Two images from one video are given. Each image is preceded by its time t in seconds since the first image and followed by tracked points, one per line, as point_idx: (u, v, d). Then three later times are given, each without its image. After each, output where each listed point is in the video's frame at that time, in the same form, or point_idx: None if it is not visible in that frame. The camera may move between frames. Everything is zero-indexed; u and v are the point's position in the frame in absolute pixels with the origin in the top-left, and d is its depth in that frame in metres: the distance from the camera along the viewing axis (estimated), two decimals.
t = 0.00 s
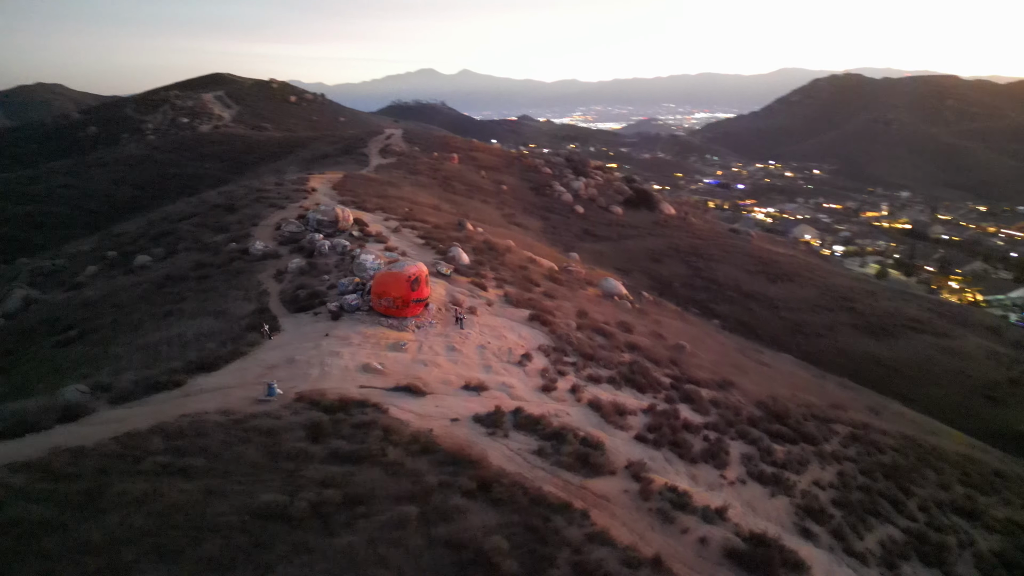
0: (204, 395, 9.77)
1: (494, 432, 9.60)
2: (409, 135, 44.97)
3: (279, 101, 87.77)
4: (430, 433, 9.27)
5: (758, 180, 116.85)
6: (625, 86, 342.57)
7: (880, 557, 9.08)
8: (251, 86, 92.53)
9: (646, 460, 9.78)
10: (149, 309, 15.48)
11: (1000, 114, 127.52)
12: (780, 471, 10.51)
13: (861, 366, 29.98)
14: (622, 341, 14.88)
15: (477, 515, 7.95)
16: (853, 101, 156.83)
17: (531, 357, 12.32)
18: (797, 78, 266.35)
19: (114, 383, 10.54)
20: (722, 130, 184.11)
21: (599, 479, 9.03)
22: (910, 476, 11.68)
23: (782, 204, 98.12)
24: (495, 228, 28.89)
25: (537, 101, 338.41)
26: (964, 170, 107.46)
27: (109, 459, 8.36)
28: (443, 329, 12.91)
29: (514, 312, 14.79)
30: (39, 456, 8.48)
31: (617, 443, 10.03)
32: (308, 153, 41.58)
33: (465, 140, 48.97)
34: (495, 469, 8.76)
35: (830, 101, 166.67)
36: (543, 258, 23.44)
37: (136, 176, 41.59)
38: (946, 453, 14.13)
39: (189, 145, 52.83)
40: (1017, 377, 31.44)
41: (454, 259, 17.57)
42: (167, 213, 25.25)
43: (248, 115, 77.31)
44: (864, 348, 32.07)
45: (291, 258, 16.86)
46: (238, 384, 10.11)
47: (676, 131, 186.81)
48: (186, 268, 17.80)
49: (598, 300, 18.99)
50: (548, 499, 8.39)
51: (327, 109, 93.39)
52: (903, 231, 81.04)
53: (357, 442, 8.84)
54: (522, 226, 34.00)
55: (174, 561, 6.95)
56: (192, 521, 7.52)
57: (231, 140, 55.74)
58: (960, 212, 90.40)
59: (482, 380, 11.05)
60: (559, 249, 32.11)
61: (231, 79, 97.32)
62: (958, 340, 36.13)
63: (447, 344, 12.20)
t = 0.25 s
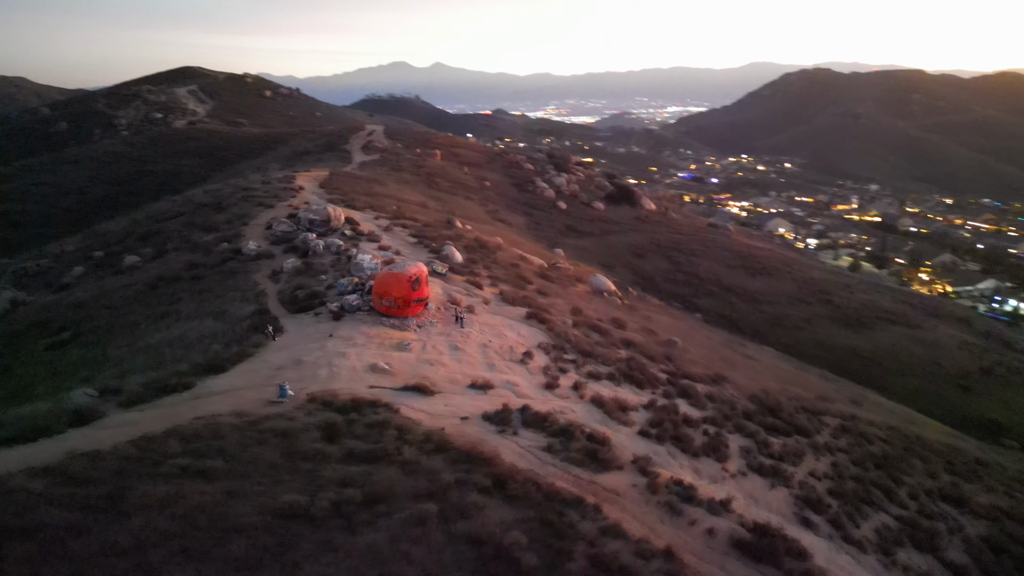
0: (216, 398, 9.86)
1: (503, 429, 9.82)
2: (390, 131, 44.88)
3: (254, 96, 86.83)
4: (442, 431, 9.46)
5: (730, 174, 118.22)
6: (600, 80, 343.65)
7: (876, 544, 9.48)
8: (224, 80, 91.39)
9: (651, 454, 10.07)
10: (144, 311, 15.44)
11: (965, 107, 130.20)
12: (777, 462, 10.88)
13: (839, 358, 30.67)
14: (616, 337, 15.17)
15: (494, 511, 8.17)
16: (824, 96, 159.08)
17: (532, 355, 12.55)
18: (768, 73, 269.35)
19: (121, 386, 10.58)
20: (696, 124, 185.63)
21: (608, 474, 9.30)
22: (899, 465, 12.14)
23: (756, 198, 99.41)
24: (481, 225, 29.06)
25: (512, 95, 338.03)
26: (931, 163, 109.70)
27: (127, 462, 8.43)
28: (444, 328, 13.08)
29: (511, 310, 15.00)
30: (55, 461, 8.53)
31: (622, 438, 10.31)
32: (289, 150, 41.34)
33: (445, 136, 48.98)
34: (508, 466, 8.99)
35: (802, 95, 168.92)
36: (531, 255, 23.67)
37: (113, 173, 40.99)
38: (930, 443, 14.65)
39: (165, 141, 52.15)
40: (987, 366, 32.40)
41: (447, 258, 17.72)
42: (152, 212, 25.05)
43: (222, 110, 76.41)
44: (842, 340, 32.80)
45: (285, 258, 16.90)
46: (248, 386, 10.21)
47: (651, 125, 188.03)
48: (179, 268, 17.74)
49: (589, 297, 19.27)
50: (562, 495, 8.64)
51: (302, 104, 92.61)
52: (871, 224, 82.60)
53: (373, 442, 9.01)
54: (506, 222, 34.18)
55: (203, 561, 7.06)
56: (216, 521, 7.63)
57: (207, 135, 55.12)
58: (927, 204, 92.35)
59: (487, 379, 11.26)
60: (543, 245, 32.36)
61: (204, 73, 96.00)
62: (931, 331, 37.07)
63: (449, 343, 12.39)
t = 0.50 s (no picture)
0: (227, 400, 9.95)
1: (512, 427, 10.04)
2: (372, 127, 44.78)
3: (229, 90, 85.81)
4: (453, 430, 9.66)
5: (704, 168, 119.33)
6: (574, 73, 344.20)
7: (871, 532, 9.87)
8: (197, 73, 90.15)
9: (655, 449, 10.36)
10: (140, 312, 15.42)
11: (933, 101, 132.73)
12: (774, 455, 11.24)
13: (818, 350, 31.35)
14: (611, 334, 15.45)
15: (509, 507, 8.39)
16: (795, 90, 161.13)
17: (533, 353, 12.78)
18: (741, 67, 271.83)
19: (128, 389, 10.62)
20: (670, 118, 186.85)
21: (616, 469, 9.58)
22: (888, 456, 12.58)
23: (731, 192, 100.57)
24: (466, 222, 29.18)
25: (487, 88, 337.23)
26: (899, 157, 111.82)
27: (145, 465, 8.51)
28: (445, 327, 13.25)
29: (508, 308, 15.20)
30: (72, 466, 8.58)
31: (626, 433, 10.59)
32: (270, 146, 41.07)
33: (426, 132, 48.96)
34: (520, 463, 9.21)
35: (774, 90, 170.86)
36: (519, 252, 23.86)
37: (89, 170, 40.38)
38: (914, 433, 15.16)
39: (140, 137, 51.43)
40: (960, 357, 33.33)
41: (441, 257, 17.85)
42: (137, 211, 24.84)
43: (197, 105, 75.44)
44: (821, 332, 33.50)
45: (279, 258, 16.93)
46: (258, 388, 10.31)
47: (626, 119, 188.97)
48: (171, 268, 17.69)
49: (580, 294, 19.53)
50: (573, 490, 8.89)
51: (277, 98, 91.72)
52: (842, 217, 84.09)
53: (387, 441, 9.17)
54: (490, 219, 34.34)
55: (231, 560, 7.18)
56: (238, 521, 7.75)
57: (184, 131, 54.46)
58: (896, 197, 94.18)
59: (491, 377, 11.47)
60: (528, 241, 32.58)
61: (175, 66, 94.54)
62: (904, 323, 38.00)
63: (452, 342, 12.57)
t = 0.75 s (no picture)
0: (238, 402, 10.04)
1: (519, 424, 10.27)
2: (353, 124, 44.62)
3: (203, 86, 84.65)
4: (463, 427, 9.87)
5: (679, 163, 120.33)
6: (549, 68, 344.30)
7: (867, 519, 10.26)
8: (170, 68, 88.81)
9: (659, 443, 10.66)
10: (135, 314, 15.38)
11: (901, 97, 135.06)
12: (771, 447, 11.60)
13: (798, 342, 31.98)
14: (605, 331, 15.72)
15: (523, 502, 8.61)
16: (767, 85, 162.99)
17: (533, 351, 13.01)
18: (713, 62, 274.11)
19: (135, 392, 10.66)
20: (645, 112, 187.87)
21: (622, 463, 9.86)
22: (877, 446, 13.02)
23: (707, 186, 101.60)
24: (452, 219, 29.26)
25: (461, 82, 336.20)
26: (869, 150, 113.74)
27: (163, 468, 8.59)
28: (446, 326, 13.43)
29: (505, 307, 15.40)
30: (88, 470, 8.64)
31: (630, 428, 10.88)
32: (250, 144, 40.73)
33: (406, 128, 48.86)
34: (531, 459, 9.45)
35: (747, 84, 172.59)
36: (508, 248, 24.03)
37: (64, 168, 39.74)
38: (898, 423, 15.65)
39: (115, 134, 50.65)
40: (933, 347, 34.20)
41: (434, 255, 17.98)
42: (121, 211, 24.59)
43: (171, 101, 74.39)
44: (801, 325, 34.13)
45: (273, 258, 16.96)
46: (268, 389, 10.42)
47: (601, 114, 189.74)
48: (164, 269, 17.62)
49: (570, 291, 19.77)
50: (584, 485, 9.15)
51: (252, 94, 90.77)
52: (815, 210, 85.43)
53: (400, 440, 9.36)
54: (474, 216, 34.46)
55: (257, 559, 7.31)
56: (261, 521, 7.87)
57: (159, 128, 53.73)
58: (866, 191, 95.87)
59: (496, 375, 11.68)
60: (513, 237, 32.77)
61: (146, 60, 92.98)
62: (879, 315, 38.88)
63: (454, 340, 12.75)
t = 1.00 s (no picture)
0: (248, 402, 10.14)
1: (527, 420, 10.49)
2: (335, 122, 44.47)
3: (177, 83, 83.60)
4: (473, 424, 10.06)
5: (655, 159, 121.27)
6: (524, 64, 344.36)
7: (862, 507, 10.64)
8: (143, 65, 87.56)
9: (661, 436, 10.94)
10: (131, 316, 15.33)
11: (871, 94, 137.38)
12: (768, 439, 11.95)
13: (779, 336, 32.58)
14: (600, 328, 16.00)
15: (536, 496, 8.83)
16: (740, 82, 164.80)
17: (534, 348, 13.23)
18: (687, 59, 276.18)
19: (143, 394, 10.69)
20: (621, 109, 188.88)
21: (628, 457, 10.13)
22: (867, 436, 13.45)
23: (684, 183, 102.58)
24: (439, 217, 29.37)
25: (437, 79, 335.05)
26: (841, 146, 115.58)
27: (180, 468, 8.67)
28: (447, 325, 13.60)
29: (501, 305, 15.61)
30: (105, 471, 8.69)
31: (632, 422, 11.16)
32: (231, 142, 40.42)
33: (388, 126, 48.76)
34: (541, 454, 9.68)
35: (721, 81, 174.26)
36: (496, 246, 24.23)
37: (40, 168, 39.13)
38: (884, 414, 16.13)
39: (91, 132, 49.95)
40: (909, 340, 35.02)
41: (428, 254, 18.12)
42: (107, 211, 24.36)
43: (145, 99, 73.40)
44: (781, 320, 34.78)
45: (268, 259, 16.97)
46: (277, 389, 10.52)
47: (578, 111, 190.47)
48: (156, 270, 17.55)
49: (561, 287, 20.02)
50: (594, 478, 9.39)
51: (228, 91, 89.80)
52: (790, 206, 86.70)
53: (413, 437, 9.53)
54: (459, 214, 34.58)
55: (281, 557, 7.44)
56: (281, 519, 8.00)
57: (135, 126, 53.04)
58: (839, 186, 97.48)
59: (500, 372, 11.89)
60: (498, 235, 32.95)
61: (118, 57, 91.54)
62: (856, 308, 39.67)
63: (456, 339, 12.93)
